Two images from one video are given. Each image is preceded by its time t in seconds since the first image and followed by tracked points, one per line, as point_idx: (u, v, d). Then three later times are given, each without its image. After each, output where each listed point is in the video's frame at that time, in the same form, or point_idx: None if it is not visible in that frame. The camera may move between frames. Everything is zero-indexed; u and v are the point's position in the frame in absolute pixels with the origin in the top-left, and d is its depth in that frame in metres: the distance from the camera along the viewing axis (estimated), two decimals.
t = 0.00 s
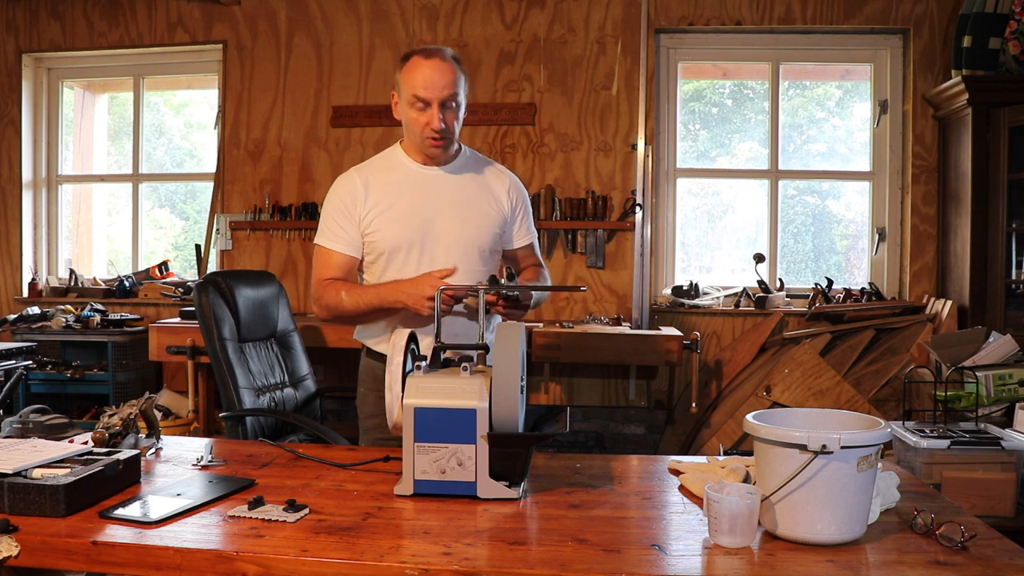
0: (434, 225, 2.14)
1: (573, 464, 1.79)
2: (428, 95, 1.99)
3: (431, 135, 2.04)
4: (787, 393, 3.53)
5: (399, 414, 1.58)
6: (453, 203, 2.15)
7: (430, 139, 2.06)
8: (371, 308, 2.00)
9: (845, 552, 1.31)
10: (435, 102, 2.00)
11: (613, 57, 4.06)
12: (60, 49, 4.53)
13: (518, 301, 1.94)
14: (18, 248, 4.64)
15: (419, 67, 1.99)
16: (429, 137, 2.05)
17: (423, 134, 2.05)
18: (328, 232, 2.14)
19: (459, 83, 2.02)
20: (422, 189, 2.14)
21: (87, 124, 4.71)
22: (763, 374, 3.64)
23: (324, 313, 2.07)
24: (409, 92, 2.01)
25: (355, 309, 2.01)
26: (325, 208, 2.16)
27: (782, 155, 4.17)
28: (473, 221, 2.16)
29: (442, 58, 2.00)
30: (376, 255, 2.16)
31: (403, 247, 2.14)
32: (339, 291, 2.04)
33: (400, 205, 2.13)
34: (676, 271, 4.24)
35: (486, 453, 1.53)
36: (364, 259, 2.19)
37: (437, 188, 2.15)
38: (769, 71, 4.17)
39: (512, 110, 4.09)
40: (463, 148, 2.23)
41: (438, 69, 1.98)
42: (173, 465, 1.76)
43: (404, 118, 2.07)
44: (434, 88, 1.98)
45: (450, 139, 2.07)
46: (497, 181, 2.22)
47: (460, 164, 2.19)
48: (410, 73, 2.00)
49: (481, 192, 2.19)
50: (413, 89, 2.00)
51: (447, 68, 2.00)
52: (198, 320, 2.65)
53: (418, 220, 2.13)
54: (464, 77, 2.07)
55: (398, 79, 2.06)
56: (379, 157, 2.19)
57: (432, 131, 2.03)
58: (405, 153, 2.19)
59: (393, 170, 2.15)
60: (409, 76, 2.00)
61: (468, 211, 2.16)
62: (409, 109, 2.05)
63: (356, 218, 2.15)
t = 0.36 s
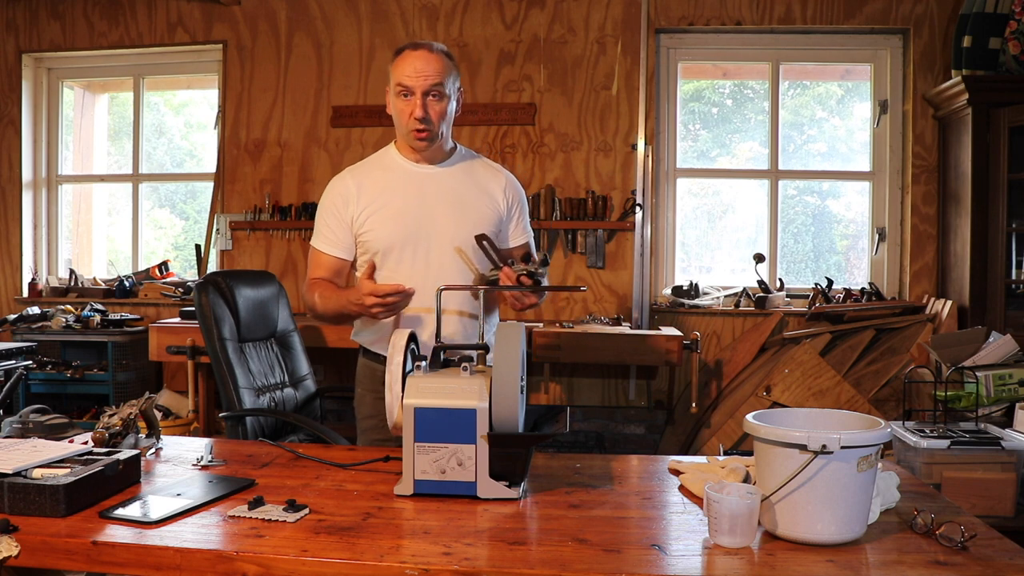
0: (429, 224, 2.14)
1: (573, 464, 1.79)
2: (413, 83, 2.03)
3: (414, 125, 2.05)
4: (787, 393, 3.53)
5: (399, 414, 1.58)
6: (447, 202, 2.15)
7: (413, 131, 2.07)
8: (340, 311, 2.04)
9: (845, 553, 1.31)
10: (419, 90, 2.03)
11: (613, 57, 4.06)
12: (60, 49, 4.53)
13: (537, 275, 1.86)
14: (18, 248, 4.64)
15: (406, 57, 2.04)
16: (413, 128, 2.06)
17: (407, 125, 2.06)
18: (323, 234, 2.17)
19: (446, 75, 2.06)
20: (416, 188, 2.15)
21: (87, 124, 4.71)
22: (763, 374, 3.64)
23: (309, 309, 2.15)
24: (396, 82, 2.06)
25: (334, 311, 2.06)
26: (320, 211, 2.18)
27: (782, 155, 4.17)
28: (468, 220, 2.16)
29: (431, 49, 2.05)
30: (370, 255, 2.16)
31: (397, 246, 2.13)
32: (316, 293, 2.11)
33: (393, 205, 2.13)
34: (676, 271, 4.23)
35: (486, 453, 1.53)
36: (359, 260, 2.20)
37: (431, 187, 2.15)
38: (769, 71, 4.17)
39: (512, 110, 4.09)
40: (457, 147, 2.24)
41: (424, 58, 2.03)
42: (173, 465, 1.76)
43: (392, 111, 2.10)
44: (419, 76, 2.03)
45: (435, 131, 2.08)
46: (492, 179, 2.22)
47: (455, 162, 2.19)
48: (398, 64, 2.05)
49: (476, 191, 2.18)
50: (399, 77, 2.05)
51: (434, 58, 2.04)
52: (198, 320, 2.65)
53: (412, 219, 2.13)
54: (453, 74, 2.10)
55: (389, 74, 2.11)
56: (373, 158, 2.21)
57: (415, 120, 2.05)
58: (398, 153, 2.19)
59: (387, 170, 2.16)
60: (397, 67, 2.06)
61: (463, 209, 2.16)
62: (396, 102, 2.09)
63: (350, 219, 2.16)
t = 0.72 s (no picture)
0: (426, 224, 2.14)
1: (573, 464, 1.79)
2: (410, 81, 2.03)
3: (412, 123, 2.05)
4: (787, 393, 3.53)
5: (399, 414, 1.58)
6: (444, 202, 2.15)
7: (411, 129, 2.06)
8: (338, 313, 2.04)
9: (845, 552, 1.31)
10: (416, 88, 2.03)
11: (613, 57, 4.06)
12: (60, 49, 4.53)
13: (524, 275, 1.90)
14: (18, 248, 4.64)
15: (403, 56, 2.04)
16: (410, 127, 2.06)
17: (404, 123, 2.06)
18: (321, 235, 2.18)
19: (443, 73, 2.06)
20: (413, 188, 2.15)
21: (87, 124, 4.71)
22: (763, 374, 3.64)
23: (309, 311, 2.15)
24: (392, 81, 2.05)
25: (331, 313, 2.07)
26: (318, 211, 2.19)
27: (782, 155, 4.17)
28: (465, 220, 2.16)
29: (427, 48, 2.04)
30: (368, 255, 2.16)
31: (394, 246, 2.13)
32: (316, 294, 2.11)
33: (390, 204, 2.13)
34: (676, 271, 4.23)
35: (486, 453, 1.53)
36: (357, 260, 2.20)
37: (428, 186, 2.15)
38: (769, 71, 4.17)
39: (513, 110, 4.09)
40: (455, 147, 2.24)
41: (420, 57, 2.03)
42: (173, 465, 1.76)
43: (390, 110, 2.09)
44: (415, 74, 2.02)
45: (432, 129, 2.07)
46: (489, 178, 2.22)
47: (452, 161, 2.19)
48: (395, 63, 2.05)
49: (473, 190, 2.18)
50: (395, 77, 2.04)
51: (430, 57, 2.04)
52: (198, 320, 2.65)
53: (409, 219, 2.13)
54: (450, 73, 2.10)
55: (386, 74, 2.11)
56: (371, 158, 2.21)
57: (412, 119, 2.05)
58: (396, 153, 2.19)
59: (384, 169, 2.16)
60: (393, 66, 2.05)
61: (460, 209, 2.16)
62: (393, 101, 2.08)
63: (348, 219, 2.17)
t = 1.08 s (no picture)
0: (422, 227, 2.13)
1: (573, 464, 1.79)
2: (382, 95, 2.05)
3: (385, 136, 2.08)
4: (787, 393, 3.53)
5: (399, 414, 1.58)
6: (442, 205, 2.14)
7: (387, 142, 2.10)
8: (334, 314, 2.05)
9: (845, 552, 1.31)
10: (387, 102, 2.05)
11: (612, 57, 4.06)
12: (60, 49, 4.53)
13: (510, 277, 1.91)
14: (18, 248, 4.64)
15: (382, 68, 2.07)
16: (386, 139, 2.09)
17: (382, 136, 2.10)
18: (320, 236, 2.19)
19: (418, 86, 2.04)
20: (410, 191, 2.14)
21: (87, 124, 4.71)
22: (763, 374, 3.65)
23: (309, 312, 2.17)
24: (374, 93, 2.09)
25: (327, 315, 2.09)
26: (317, 213, 2.20)
27: (782, 155, 4.17)
28: (462, 222, 2.15)
29: (405, 60, 2.05)
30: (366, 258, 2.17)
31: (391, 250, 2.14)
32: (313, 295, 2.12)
33: (388, 207, 2.13)
34: (676, 271, 4.23)
35: (486, 453, 1.53)
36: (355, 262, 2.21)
37: (425, 189, 2.15)
38: (769, 71, 4.17)
39: (512, 110, 4.09)
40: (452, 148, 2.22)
41: (395, 70, 2.04)
42: (173, 465, 1.76)
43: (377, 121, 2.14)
44: (386, 89, 2.04)
45: (407, 142, 2.08)
46: (487, 179, 2.20)
47: (449, 162, 2.18)
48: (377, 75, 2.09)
49: (471, 192, 2.17)
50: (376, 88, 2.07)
51: (405, 70, 2.04)
52: (198, 320, 2.65)
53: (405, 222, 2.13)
54: (434, 83, 2.07)
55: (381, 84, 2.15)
56: (369, 159, 2.20)
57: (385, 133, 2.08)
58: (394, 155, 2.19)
59: (382, 172, 2.16)
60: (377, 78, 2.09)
61: (457, 212, 2.15)
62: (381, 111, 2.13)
63: (346, 221, 2.17)
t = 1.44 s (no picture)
0: (415, 228, 2.14)
1: (573, 464, 1.79)
2: (372, 103, 2.02)
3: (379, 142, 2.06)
4: (787, 393, 3.53)
5: (399, 413, 1.59)
6: (434, 206, 2.14)
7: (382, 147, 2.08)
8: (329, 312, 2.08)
9: (845, 552, 1.31)
10: (378, 110, 2.02)
11: (612, 57, 4.06)
12: (60, 49, 4.53)
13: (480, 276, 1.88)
14: (18, 248, 4.64)
15: (370, 76, 2.03)
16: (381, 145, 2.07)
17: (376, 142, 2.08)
18: (318, 239, 2.22)
19: (409, 91, 2.01)
20: (403, 193, 2.15)
21: (87, 124, 4.71)
22: (763, 374, 3.65)
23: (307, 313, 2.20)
24: (364, 100, 2.05)
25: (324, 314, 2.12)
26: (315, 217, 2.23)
27: (782, 155, 4.17)
28: (455, 222, 2.15)
29: (393, 66, 2.01)
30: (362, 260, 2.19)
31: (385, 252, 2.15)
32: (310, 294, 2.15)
33: (381, 210, 2.14)
34: (676, 271, 4.23)
35: (487, 453, 1.53)
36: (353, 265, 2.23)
37: (418, 190, 2.15)
38: (769, 71, 4.17)
39: (512, 110, 4.09)
40: (447, 148, 2.22)
41: (383, 77, 2.00)
42: (173, 465, 1.76)
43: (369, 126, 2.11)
44: (377, 96, 2.00)
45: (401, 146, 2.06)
46: (482, 179, 2.19)
47: (442, 163, 2.17)
48: (365, 82, 2.05)
49: (464, 192, 2.17)
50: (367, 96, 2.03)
51: (394, 76, 2.00)
52: (198, 320, 2.65)
53: (398, 224, 2.14)
54: (424, 85, 2.04)
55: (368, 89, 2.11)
56: (365, 161, 2.22)
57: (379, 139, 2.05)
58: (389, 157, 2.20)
59: (376, 175, 2.17)
60: (364, 85, 2.05)
61: (450, 213, 2.15)
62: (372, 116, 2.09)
63: (342, 224, 2.20)
